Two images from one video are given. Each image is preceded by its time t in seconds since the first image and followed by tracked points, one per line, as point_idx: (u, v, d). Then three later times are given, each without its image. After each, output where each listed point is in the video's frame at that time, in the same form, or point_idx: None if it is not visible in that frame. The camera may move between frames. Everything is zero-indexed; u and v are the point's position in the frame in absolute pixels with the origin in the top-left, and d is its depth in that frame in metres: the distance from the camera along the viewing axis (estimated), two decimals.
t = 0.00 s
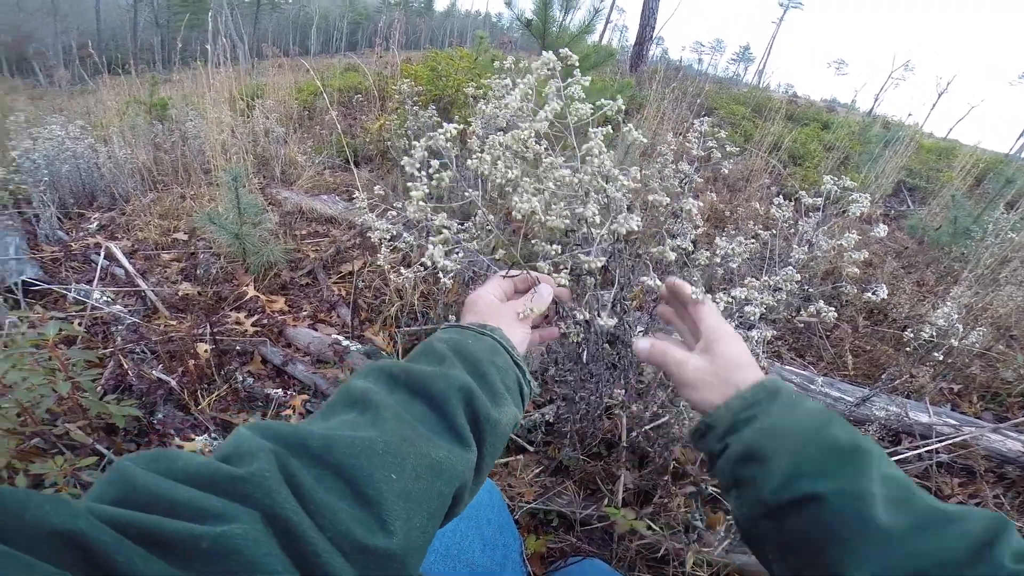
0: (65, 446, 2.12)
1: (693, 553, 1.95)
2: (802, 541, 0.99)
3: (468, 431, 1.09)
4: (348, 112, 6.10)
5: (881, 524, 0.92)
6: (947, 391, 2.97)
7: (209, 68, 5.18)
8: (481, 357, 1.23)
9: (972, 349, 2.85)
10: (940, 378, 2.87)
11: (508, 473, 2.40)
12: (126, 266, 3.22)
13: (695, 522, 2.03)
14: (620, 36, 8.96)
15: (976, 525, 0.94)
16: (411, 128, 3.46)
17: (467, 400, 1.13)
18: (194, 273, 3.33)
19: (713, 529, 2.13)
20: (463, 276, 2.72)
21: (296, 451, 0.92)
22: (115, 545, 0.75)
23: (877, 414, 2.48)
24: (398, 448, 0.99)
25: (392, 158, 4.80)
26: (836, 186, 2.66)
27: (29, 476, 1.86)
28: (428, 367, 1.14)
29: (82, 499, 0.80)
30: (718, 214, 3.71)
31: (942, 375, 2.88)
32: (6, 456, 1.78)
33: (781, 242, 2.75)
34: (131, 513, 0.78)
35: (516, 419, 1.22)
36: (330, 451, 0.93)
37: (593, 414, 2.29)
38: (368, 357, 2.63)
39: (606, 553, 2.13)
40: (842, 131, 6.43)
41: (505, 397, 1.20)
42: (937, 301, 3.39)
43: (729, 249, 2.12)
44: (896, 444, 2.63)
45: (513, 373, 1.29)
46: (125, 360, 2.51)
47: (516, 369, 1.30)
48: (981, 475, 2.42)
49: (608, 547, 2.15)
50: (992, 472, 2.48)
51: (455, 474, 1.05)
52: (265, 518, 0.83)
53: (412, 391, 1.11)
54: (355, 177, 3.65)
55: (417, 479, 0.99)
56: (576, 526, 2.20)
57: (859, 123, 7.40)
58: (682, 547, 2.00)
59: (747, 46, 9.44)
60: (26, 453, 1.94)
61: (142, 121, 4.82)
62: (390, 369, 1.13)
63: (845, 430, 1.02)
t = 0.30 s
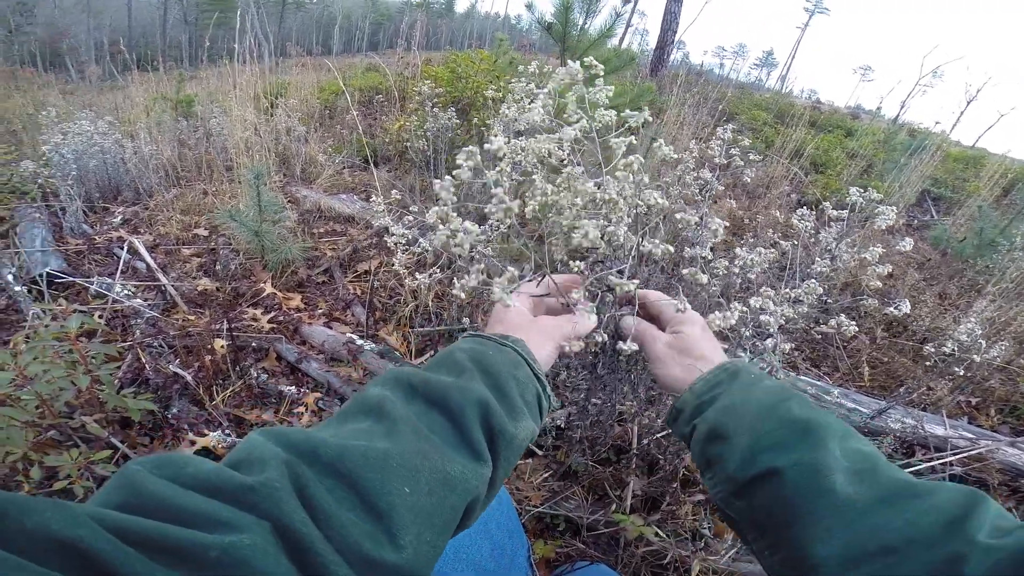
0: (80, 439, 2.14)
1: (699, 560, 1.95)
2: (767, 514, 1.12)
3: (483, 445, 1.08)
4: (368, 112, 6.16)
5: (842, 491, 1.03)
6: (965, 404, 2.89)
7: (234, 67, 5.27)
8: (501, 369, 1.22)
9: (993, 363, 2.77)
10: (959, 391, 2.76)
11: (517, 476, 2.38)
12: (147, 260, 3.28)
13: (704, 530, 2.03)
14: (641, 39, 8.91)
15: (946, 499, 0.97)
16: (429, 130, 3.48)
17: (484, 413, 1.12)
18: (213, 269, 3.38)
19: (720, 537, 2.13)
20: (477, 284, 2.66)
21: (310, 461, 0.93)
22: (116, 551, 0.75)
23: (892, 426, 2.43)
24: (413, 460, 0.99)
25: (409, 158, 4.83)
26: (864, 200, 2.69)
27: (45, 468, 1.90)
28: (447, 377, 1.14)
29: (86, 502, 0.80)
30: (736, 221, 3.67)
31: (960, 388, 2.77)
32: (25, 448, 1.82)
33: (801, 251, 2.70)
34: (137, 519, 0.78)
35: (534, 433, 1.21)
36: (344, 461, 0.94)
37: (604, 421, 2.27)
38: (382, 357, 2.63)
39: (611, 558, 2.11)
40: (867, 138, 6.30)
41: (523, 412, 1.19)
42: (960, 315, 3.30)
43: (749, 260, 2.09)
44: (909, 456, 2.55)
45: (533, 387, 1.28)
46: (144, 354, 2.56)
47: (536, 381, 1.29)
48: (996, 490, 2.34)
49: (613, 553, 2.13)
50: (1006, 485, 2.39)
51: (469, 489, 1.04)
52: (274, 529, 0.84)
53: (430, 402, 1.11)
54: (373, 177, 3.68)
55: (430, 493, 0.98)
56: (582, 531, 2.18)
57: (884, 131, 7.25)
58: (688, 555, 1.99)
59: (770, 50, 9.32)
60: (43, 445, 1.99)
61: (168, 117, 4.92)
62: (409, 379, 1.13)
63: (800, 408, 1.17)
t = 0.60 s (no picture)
0: (70, 443, 2.12)
1: (697, 559, 1.95)
2: (767, 520, 1.13)
3: (489, 442, 1.08)
4: (359, 112, 6.12)
5: (839, 496, 1.02)
6: (955, 400, 2.92)
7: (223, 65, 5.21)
8: (506, 364, 1.22)
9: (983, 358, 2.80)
10: (949, 387, 2.79)
11: (513, 476, 2.37)
12: (136, 262, 3.24)
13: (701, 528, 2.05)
14: (633, 37, 8.92)
15: (941, 502, 0.96)
16: (422, 128, 3.46)
17: (490, 409, 1.12)
18: (203, 270, 3.34)
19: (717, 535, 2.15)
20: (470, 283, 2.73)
21: (315, 459, 0.92)
22: (124, 551, 0.74)
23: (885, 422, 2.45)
24: (418, 458, 0.98)
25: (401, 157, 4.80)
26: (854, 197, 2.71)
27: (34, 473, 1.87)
28: (453, 373, 1.14)
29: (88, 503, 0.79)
30: (729, 218, 3.69)
31: (951, 384, 2.80)
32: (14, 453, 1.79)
33: (794, 249, 2.71)
34: (143, 519, 0.77)
35: (539, 428, 1.20)
36: (349, 459, 0.93)
37: (600, 420, 2.27)
38: (376, 357, 2.62)
39: (609, 558, 2.11)
40: (856, 136, 6.35)
41: (529, 406, 1.19)
42: (950, 310, 3.33)
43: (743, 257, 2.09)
44: (902, 452, 2.58)
45: (539, 381, 1.28)
46: (134, 357, 2.52)
47: (542, 375, 1.29)
48: (986, 484, 2.37)
49: (611, 552, 2.13)
50: (997, 480, 2.42)
51: (475, 486, 1.03)
52: (280, 529, 0.83)
53: (435, 398, 1.11)
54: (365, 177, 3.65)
55: (436, 492, 0.98)
56: (580, 531, 2.18)
57: (873, 128, 7.31)
58: (686, 554, 1.99)
59: (760, 48, 9.36)
60: (33, 449, 1.96)
61: (155, 117, 4.85)
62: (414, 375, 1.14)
63: (797, 416, 1.19)
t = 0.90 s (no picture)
0: (69, 445, 2.12)
1: (698, 559, 1.96)
2: (798, 505, 1.12)
3: (458, 429, 1.08)
4: (357, 113, 6.12)
5: (866, 486, 1.03)
6: (953, 399, 2.93)
7: (221, 67, 5.21)
8: (469, 356, 1.22)
9: (981, 358, 2.82)
10: (947, 386, 2.81)
11: (513, 477, 2.38)
12: (134, 264, 3.23)
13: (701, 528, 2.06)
14: (630, 39, 8.95)
15: (968, 494, 0.96)
16: (420, 130, 3.47)
17: (457, 399, 1.12)
18: (202, 272, 3.34)
19: (718, 534, 2.17)
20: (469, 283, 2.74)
21: (292, 453, 0.92)
22: (117, 547, 0.75)
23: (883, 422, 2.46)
24: (391, 447, 0.99)
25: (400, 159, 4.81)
26: (851, 198, 2.73)
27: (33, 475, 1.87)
28: (417, 368, 1.13)
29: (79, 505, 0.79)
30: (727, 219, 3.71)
31: (949, 384, 2.82)
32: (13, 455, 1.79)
33: (791, 250, 2.72)
34: (133, 517, 0.78)
35: (505, 416, 1.21)
36: (324, 451, 0.94)
37: (600, 421, 2.27)
38: (375, 359, 2.64)
39: (609, 558, 2.12)
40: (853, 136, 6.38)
41: (494, 395, 1.19)
42: (947, 310, 3.35)
43: (742, 257, 2.11)
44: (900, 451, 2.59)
45: (501, 372, 1.28)
46: (132, 358, 2.52)
47: (506, 369, 1.30)
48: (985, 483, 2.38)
49: (611, 552, 2.13)
50: (995, 479, 2.43)
51: (447, 471, 1.04)
52: (264, 519, 0.84)
53: (402, 391, 1.10)
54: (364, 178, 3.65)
55: (411, 476, 0.98)
56: (580, 531, 2.19)
57: (870, 129, 7.34)
58: (687, 553, 2.00)
59: (757, 49, 9.40)
60: (31, 451, 1.96)
61: (153, 119, 4.85)
62: (379, 371, 1.13)
63: (833, 406, 1.16)
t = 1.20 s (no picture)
0: (71, 444, 2.13)
1: (698, 560, 1.96)
2: (793, 511, 1.11)
3: (465, 431, 1.09)
4: (359, 114, 6.13)
5: (859, 491, 1.02)
6: (954, 402, 2.93)
7: (224, 68, 5.22)
8: (477, 358, 1.23)
9: (982, 360, 2.82)
10: (948, 389, 2.81)
11: (514, 477, 2.38)
12: (137, 263, 3.24)
13: (701, 529, 2.06)
14: (632, 41, 8.95)
15: (962, 497, 0.97)
16: (422, 132, 3.48)
17: (464, 401, 1.13)
18: (204, 272, 3.35)
19: (718, 535, 2.17)
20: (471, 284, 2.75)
21: (298, 453, 0.93)
22: (122, 547, 0.76)
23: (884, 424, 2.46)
24: (398, 449, 0.99)
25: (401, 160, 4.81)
26: (852, 200, 2.73)
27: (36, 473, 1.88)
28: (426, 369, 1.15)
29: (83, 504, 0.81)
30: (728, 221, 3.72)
31: (950, 386, 2.82)
32: (16, 453, 1.80)
33: (792, 252, 2.73)
34: (141, 518, 0.79)
35: (513, 419, 1.22)
36: (330, 452, 0.94)
37: (601, 423, 2.27)
38: (376, 359, 2.64)
39: (609, 559, 2.12)
40: (854, 139, 6.38)
41: (501, 398, 1.20)
42: (948, 313, 3.35)
43: (742, 259, 2.11)
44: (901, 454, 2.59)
45: (508, 374, 1.29)
46: (134, 358, 2.53)
47: (514, 372, 1.31)
48: (986, 486, 2.38)
49: (611, 552, 2.14)
50: (995, 482, 2.43)
51: (455, 473, 1.04)
52: (270, 520, 0.85)
53: (409, 392, 1.11)
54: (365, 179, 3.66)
55: (417, 479, 0.99)
56: (580, 532, 2.19)
57: (871, 131, 7.35)
58: (687, 554, 2.00)
59: (759, 52, 9.40)
60: (34, 449, 1.97)
61: (156, 119, 4.87)
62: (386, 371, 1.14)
63: (826, 411, 1.16)
